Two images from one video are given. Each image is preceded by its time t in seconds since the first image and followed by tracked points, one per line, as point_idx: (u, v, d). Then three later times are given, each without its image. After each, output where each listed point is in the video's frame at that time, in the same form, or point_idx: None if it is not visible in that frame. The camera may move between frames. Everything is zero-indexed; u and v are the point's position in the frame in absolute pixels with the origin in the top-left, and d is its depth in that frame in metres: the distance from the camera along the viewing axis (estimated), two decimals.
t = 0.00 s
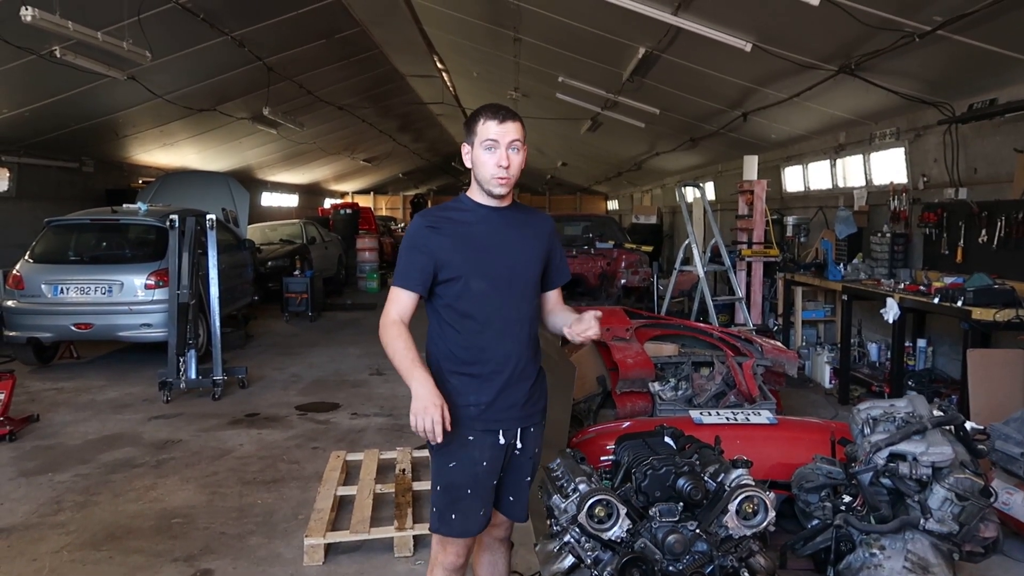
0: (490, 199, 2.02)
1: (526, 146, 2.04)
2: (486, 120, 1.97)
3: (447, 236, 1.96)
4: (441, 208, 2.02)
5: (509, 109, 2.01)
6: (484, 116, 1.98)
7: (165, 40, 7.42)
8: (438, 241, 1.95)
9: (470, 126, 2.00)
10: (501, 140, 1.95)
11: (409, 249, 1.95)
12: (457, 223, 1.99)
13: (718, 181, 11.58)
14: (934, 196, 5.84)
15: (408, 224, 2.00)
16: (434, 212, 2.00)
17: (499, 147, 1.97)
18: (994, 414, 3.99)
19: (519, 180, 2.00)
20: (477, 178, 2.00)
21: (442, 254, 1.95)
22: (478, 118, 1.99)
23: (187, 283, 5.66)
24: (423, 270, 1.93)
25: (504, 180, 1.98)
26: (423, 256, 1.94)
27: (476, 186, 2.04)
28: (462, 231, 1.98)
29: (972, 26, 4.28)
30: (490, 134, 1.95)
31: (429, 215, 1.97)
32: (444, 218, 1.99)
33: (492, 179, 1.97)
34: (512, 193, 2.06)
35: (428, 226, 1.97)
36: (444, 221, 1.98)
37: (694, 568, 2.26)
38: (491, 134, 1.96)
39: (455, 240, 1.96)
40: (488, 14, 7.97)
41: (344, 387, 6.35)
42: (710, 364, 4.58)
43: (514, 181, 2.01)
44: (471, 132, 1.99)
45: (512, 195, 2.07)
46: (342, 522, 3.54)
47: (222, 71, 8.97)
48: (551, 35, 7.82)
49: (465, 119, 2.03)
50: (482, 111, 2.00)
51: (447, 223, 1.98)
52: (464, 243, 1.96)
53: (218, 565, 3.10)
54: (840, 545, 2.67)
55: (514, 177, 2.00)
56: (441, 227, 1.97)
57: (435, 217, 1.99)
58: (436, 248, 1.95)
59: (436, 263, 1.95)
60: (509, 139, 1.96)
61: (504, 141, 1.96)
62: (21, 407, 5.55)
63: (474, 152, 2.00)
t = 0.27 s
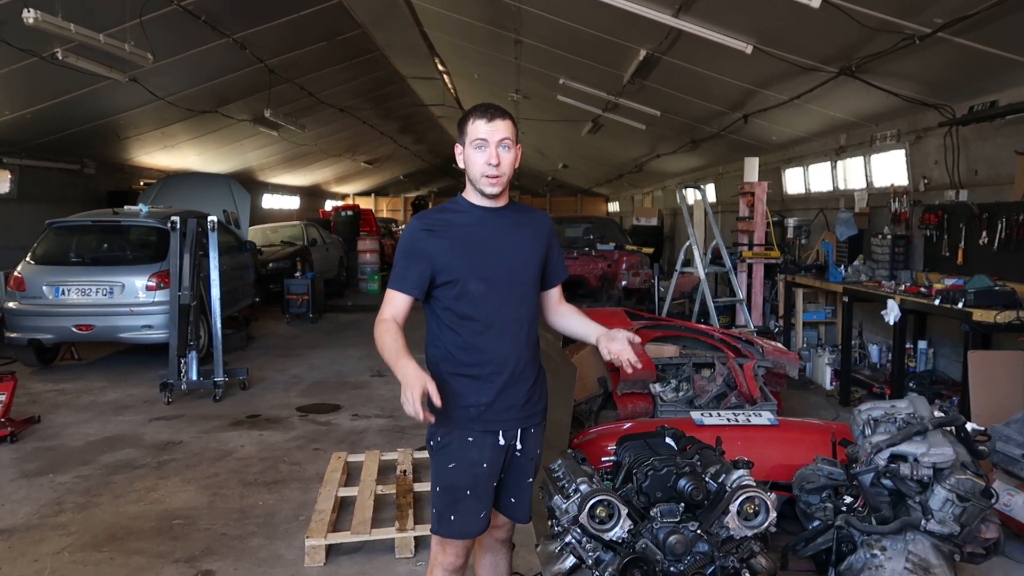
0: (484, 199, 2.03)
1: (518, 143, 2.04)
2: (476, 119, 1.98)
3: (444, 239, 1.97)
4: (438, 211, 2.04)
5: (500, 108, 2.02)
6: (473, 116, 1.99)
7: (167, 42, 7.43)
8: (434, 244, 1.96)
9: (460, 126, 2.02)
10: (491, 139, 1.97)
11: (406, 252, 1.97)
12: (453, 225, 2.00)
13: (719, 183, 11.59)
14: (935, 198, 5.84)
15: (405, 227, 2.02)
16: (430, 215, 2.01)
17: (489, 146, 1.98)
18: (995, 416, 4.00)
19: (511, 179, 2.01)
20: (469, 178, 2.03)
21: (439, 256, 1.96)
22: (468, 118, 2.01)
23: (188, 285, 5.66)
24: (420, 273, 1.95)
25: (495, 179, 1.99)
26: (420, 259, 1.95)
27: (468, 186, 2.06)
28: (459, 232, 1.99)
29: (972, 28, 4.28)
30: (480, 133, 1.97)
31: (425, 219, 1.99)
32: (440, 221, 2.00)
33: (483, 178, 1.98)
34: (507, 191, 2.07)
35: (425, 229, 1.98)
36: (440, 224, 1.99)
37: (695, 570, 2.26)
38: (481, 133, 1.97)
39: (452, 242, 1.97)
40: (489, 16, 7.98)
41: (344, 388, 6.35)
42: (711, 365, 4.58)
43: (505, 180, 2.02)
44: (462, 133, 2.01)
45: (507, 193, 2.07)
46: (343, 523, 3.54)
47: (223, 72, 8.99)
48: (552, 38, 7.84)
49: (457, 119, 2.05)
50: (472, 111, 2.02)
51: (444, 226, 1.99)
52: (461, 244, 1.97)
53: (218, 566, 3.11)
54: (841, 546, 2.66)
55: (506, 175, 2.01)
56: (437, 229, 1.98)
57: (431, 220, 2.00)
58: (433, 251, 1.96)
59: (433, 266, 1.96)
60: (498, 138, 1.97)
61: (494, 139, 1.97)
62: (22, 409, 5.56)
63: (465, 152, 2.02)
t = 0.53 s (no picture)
0: (481, 199, 2.04)
1: (514, 144, 2.04)
2: (470, 120, 1.98)
3: (442, 238, 1.98)
4: (435, 211, 2.04)
5: (495, 108, 2.01)
6: (468, 116, 1.99)
7: (167, 43, 7.44)
8: (432, 243, 1.97)
9: (455, 127, 2.02)
10: (485, 140, 1.97)
11: (403, 252, 1.97)
12: (451, 224, 2.01)
13: (719, 184, 11.59)
14: (935, 199, 5.84)
15: (403, 228, 2.03)
16: (428, 214, 2.02)
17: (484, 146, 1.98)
18: (995, 416, 4.00)
19: (506, 180, 2.02)
20: (464, 178, 2.04)
21: (436, 255, 1.96)
22: (463, 119, 2.01)
23: (189, 285, 5.67)
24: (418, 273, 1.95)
25: (491, 180, 2.00)
26: (418, 260, 1.96)
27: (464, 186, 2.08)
28: (456, 231, 2.00)
29: (972, 28, 4.29)
30: (474, 135, 1.97)
31: (423, 218, 2.00)
32: (437, 220, 2.01)
33: (478, 180, 1.99)
34: (504, 191, 2.07)
35: (422, 228, 1.99)
36: (438, 223, 2.00)
37: (696, 569, 2.26)
38: (476, 134, 1.97)
39: (449, 242, 1.97)
40: (489, 17, 7.99)
41: (345, 388, 6.35)
42: (711, 365, 4.59)
43: (501, 180, 2.03)
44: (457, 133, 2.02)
45: (503, 192, 2.08)
46: (343, 523, 3.54)
47: (224, 73, 9.00)
48: (553, 38, 7.84)
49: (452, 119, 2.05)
50: (467, 111, 2.01)
51: (441, 225, 2.00)
52: (458, 243, 1.98)
53: (219, 566, 3.11)
54: (842, 546, 2.65)
55: (501, 176, 2.02)
56: (435, 229, 1.99)
57: (429, 219, 2.01)
58: (430, 250, 1.96)
59: (431, 265, 1.96)
60: (493, 139, 1.97)
61: (488, 140, 1.97)
62: (23, 409, 5.56)
63: (460, 152, 2.02)
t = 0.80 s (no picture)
0: (482, 194, 2.05)
1: (515, 139, 2.04)
2: (473, 116, 1.97)
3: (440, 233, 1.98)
4: (435, 205, 2.04)
5: (497, 103, 2.00)
6: (470, 112, 1.98)
7: (168, 41, 7.44)
8: (430, 237, 1.97)
9: (458, 122, 2.01)
10: (489, 137, 1.96)
11: (401, 244, 1.96)
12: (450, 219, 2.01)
13: (720, 182, 11.59)
14: (935, 196, 5.84)
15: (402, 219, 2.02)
16: (428, 208, 2.02)
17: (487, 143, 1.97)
18: (995, 413, 4.00)
19: (508, 176, 2.02)
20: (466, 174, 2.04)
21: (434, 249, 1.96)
22: (466, 114, 1.99)
23: (190, 284, 5.68)
24: (415, 267, 1.95)
25: (493, 177, 2.00)
26: (415, 254, 1.96)
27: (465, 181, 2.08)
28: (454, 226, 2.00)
29: (973, 26, 4.28)
30: (477, 131, 1.96)
31: (423, 211, 1.99)
32: (436, 214, 2.01)
33: (481, 176, 2.00)
34: (504, 188, 2.08)
35: (422, 221, 1.98)
36: (437, 218, 2.00)
37: (695, 566, 2.27)
38: (479, 131, 1.96)
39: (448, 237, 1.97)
40: (489, 15, 7.99)
41: (346, 387, 6.36)
42: (712, 363, 4.59)
43: (503, 177, 2.03)
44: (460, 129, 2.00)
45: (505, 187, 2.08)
46: (344, 521, 3.55)
47: (224, 72, 9.00)
48: (553, 36, 7.84)
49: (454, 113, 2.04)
50: (469, 107, 2.00)
51: (440, 219, 2.00)
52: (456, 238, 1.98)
53: (221, 563, 3.12)
54: (841, 542, 2.68)
55: (503, 172, 2.02)
56: (434, 222, 1.99)
57: (428, 213, 2.01)
58: (429, 244, 1.96)
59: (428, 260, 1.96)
60: (496, 135, 1.96)
61: (491, 137, 1.96)
62: (24, 407, 5.57)
63: (463, 148, 2.01)
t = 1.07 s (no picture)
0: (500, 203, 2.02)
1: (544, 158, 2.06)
2: (522, 131, 1.94)
3: (442, 236, 1.97)
4: (436, 206, 2.03)
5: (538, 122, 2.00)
6: (516, 125, 1.94)
7: (169, 41, 7.45)
8: (433, 241, 1.96)
9: (500, 131, 1.95)
10: (532, 155, 1.95)
11: (403, 248, 1.95)
12: (452, 223, 1.99)
13: (720, 182, 11.60)
14: (935, 196, 5.84)
15: (403, 221, 2.01)
16: (430, 210, 2.00)
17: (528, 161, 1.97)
18: (995, 412, 4.00)
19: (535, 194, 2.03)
20: (495, 185, 1.99)
21: (438, 254, 1.96)
22: (510, 125, 1.95)
23: (191, 283, 5.69)
24: (418, 271, 1.95)
25: (524, 193, 2.00)
26: (417, 257, 1.95)
27: (486, 190, 2.03)
28: (457, 230, 1.99)
29: (973, 25, 4.28)
30: (523, 148, 1.94)
31: (426, 214, 1.98)
32: (438, 217, 1.99)
33: (513, 191, 1.98)
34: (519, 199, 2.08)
35: (423, 224, 1.97)
36: (439, 220, 1.99)
37: (695, 564, 2.27)
38: (524, 147, 1.94)
39: (450, 240, 1.97)
40: (490, 15, 7.99)
41: (346, 386, 6.36)
42: (712, 362, 4.60)
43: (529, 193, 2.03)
44: (502, 135, 1.95)
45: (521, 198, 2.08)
46: (345, 520, 3.55)
47: (225, 71, 9.00)
48: (554, 36, 7.84)
49: (492, 119, 1.97)
50: (514, 118, 1.96)
51: (442, 223, 1.99)
52: (459, 243, 1.97)
53: (221, 562, 3.12)
54: (841, 541, 2.71)
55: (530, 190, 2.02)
56: (436, 226, 1.98)
57: (430, 215, 1.99)
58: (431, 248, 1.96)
59: (430, 264, 1.96)
60: (538, 155, 1.97)
61: (534, 156, 1.96)
62: (25, 407, 5.58)
63: (498, 158, 1.97)
